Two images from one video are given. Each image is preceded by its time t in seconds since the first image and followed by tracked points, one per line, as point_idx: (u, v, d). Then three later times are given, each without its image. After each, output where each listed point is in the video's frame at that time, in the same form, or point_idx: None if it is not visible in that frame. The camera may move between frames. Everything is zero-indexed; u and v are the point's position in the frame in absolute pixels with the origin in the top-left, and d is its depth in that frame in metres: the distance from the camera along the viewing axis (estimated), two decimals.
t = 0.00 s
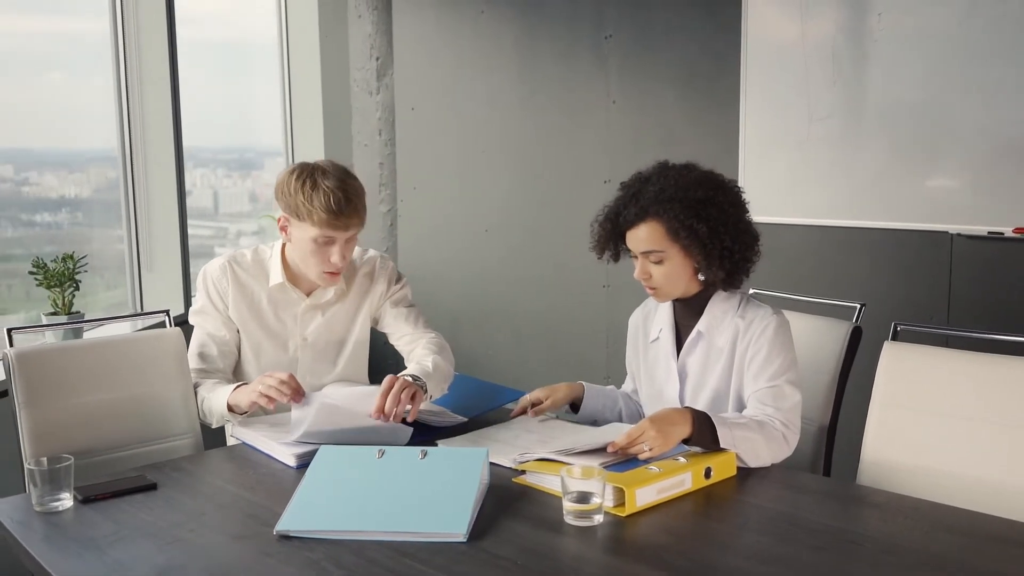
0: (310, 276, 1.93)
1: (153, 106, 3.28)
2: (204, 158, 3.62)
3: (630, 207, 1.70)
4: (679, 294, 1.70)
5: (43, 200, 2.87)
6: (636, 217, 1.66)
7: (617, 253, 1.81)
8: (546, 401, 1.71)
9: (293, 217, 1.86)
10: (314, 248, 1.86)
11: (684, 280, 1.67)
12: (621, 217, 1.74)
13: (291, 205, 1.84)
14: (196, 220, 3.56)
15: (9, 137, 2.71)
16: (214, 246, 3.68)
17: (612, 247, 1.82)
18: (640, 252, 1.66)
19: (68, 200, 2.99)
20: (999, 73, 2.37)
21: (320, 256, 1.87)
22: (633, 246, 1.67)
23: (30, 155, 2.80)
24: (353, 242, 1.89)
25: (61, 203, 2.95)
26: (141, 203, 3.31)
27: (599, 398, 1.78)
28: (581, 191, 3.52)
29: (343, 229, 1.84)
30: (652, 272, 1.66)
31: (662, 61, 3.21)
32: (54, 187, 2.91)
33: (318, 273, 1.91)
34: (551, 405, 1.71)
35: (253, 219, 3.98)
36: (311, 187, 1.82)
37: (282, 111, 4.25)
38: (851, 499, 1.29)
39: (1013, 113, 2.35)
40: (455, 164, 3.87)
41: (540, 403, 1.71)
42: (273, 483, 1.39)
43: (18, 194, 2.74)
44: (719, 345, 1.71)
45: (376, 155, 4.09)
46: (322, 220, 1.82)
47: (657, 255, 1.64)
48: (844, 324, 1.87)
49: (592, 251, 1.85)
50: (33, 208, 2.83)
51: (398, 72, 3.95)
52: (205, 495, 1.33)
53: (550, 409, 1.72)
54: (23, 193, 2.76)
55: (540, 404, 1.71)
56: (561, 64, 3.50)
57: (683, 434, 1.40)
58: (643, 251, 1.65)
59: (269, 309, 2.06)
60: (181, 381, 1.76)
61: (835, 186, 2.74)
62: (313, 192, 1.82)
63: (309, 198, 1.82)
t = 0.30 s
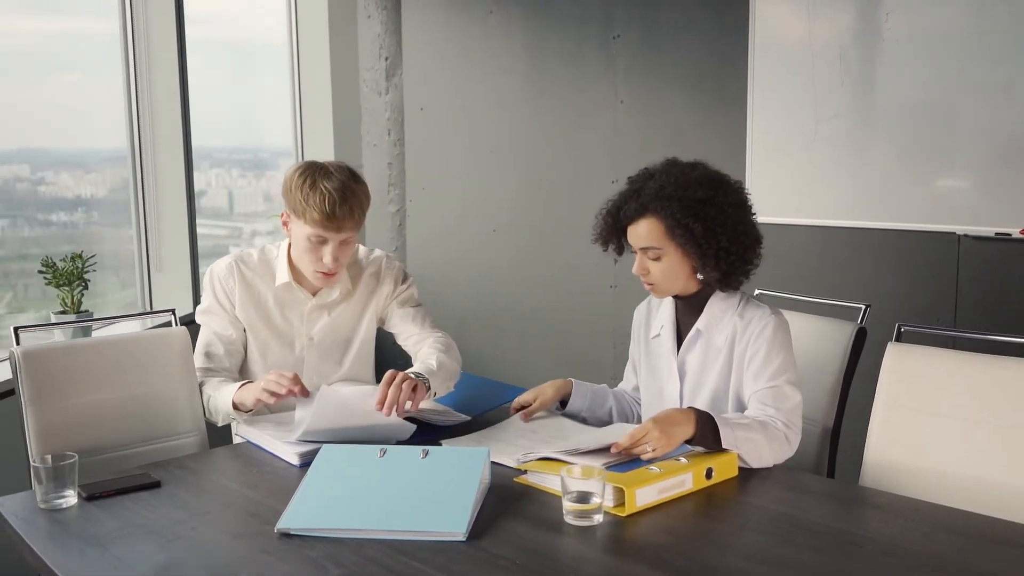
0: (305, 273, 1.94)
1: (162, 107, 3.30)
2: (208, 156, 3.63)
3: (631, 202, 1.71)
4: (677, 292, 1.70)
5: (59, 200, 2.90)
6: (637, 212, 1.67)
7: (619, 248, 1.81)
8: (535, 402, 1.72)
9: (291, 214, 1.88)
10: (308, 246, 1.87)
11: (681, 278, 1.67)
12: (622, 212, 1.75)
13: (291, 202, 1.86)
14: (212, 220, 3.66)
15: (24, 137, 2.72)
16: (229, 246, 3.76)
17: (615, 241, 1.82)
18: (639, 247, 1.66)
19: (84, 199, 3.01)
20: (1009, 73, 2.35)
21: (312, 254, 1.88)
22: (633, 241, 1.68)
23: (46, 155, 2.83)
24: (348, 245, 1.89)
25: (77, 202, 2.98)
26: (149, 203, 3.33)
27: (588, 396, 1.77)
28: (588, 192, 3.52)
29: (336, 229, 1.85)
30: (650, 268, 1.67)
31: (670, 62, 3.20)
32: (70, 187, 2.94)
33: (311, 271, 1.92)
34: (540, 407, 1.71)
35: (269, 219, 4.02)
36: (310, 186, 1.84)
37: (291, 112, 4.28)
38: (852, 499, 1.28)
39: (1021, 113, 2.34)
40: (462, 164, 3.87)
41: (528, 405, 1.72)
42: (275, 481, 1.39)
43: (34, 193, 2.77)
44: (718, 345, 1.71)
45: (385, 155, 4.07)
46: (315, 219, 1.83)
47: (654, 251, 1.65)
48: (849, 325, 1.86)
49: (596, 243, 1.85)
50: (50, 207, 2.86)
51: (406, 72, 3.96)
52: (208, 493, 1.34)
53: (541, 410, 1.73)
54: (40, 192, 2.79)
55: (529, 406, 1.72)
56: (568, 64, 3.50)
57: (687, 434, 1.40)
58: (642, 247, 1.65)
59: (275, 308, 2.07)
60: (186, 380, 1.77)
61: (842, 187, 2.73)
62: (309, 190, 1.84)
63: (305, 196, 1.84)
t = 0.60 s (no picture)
0: (309, 272, 1.95)
1: (173, 107, 3.32)
2: (223, 155, 3.67)
3: (631, 200, 1.70)
4: (673, 290, 1.70)
5: (77, 200, 2.94)
6: (636, 211, 1.67)
7: (619, 243, 1.81)
8: (528, 406, 1.69)
9: (296, 213, 1.90)
10: (312, 246, 1.89)
11: (677, 278, 1.67)
12: (622, 209, 1.74)
13: (295, 202, 1.88)
14: (230, 220, 3.75)
15: (43, 138, 2.76)
16: (246, 245, 3.87)
17: (614, 237, 1.82)
18: (638, 246, 1.66)
19: (102, 199, 3.06)
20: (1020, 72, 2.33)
21: (317, 254, 1.89)
22: (632, 240, 1.68)
23: (67, 155, 2.88)
24: (352, 245, 1.91)
25: (95, 202, 3.03)
26: (161, 201, 3.35)
27: (586, 401, 1.74)
28: (597, 192, 3.52)
29: (340, 229, 1.86)
30: (648, 266, 1.67)
31: (678, 62, 3.20)
32: (88, 187, 2.98)
33: (316, 271, 1.93)
34: (532, 412, 1.68)
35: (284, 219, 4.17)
36: (314, 185, 1.86)
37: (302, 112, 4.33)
38: (854, 500, 1.28)
39: None
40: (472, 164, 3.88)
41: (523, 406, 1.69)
42: (280, 480, 1.40)
43: (54, 194, 2.82)
44: (712, 343, 1.70)
45: (396, 155, 4.09)
46: (319, 218, 1.84)
47: (652, 250, 1.65)
48: (855, 325, 1.85)
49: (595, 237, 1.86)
50: (68, 207, 2.90)
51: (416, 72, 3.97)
52: (214, 491, 1.35)
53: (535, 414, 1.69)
54: (58, 193, 2.83)
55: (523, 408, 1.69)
56: (577, 64, 3.50)
57: (695, 435, 1.40)
58: (641, 245, 1.65)
59: (282, 309, 2.08)
60: (194, 379, 1.79)
61: (852, 187, 2.72)
62: (312, 190, 1.85)
63: (310, 195, 1.85)
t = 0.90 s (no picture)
0: (317, 272, 1.96)
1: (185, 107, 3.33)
2: (239, 155, 3.71)
3: (630, 199, 1.70)
4: (667, 288, 1.71)
5: (95, 199, 2.97)
6: (636, 209, 1.67)
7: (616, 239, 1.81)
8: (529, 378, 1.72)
9: (303, 213, 1.91)
10: (320, 245, 1.89)
11: (673, 276, 1.68)
12: (621, 207, 1.74)
13: (302, 201, 1.89)
14: (246, 219, 3.79)
15: (61, 137, 2.79)
16: (262, 245, 3.92)
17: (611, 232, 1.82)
18: (636, 243, 1.67)
19: (119, 199, 3.09)
20: None
21: (324, 253, 1.90)
22: (631, 238, 1.68)
23: (84, 155, 2.91)
24: (359, 244, 1.92)
25: (112, 202, 3.06)
26: (172, 201, 3.37)
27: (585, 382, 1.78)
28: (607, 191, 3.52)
29: (346, 227, 1.87)
30: (645, 264, 1.67)
31: (689, 62, 3.19)
32: (105, 187, 3.01)
33: (324, 271, 1.94)
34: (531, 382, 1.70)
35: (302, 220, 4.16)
36: (320, 184, 1.87)
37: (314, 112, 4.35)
38: (857, 500, 1.28)
39: None
40: (481, 164, 3.88)
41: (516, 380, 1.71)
42: (285, 478, 1.42)
43: (72, 193, 2.85)
44: (707, 340, 1.71)
45: (407, 155, 4.11)
46: (326, 217, 1.86)
47: (650, 249, 1.65)
48: (862, 326, 1.85)
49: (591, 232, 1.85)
50: (86, 206, 2.93)
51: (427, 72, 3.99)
52: (220, 488, 1.36)
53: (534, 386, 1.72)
54: (76, 192, 2.87)
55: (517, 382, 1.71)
56: (587, 64, 3.49)
57: (700, 436, 1.39)
58: (638, 244, 1.66)
59: (290, 309, 2.09)
60: (202, 378, 1.81)
61: (861, 186, 2.71)
62: (318, 188, 1.87)
63: (316, 194, 1.87)
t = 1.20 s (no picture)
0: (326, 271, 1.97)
1: (199, 107, 3.35)
2: (254, 155, 3.74)
3: (632, 197, 1.70)
4: (665, 286, 1.71)
5: (113, 199, 3.01)
6: (637, 207, 1.67)
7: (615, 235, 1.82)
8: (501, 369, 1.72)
9: (311, 212, 1.92)
10: (328, 243, 1.90)
11: (672, 275, 1.68)
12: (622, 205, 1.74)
13: (310, 200, 1.90)
14: (263, 219, 3.84)
15: (79, 137, 2.83)
16: (279, 244, 3.97)
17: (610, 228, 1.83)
18: (636, 242, 1.67)
19: (137, 198, 3.13)
20: None
21: (333, 251, 1.91)
22: (631, 236, 1.68)
23: (102, 155, 2.94)
24: (368, 242, 1.93)
25: (130, 201, 3.10)
26: (185, 201, 3.39)
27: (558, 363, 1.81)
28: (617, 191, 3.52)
29: (354, 225, 1.88)
30: (644, 262, 1.67)
31: (700, 61, 3.19)
32: (123, 186, 3.04)
33: (333, 270, 1.95)
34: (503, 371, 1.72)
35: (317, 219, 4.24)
36: (328, 183, 1.89)
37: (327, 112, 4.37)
38: (860, 500, 1.28)
39: None
40: (492, 163, 3.89)
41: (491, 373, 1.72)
42: (291, 475, 1.43)
43: (91, 192, 2.89)
44: (706, 337, 1.70)
45: (418, 155, 4.10)
46: (334, 215, 1.87)
47: (650, 247, 1.65)
48: (869, 326, 1.84)
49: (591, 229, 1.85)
50: (104, 205, 2.96)
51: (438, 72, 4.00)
52: (226, 485, 1.37)
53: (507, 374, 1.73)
54: (95, 191, 2.90)
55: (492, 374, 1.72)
56: (597, 63, 3.49)
57: (699, 432, 1.40)
58: (638, 242, 1.66)
59: (299, 308, 2.10)
60: (211, 375, 1.82)
61: (872, 186, 2.69)
62: (326, 187, 1.88)
63: (325, 192, 1.88)
